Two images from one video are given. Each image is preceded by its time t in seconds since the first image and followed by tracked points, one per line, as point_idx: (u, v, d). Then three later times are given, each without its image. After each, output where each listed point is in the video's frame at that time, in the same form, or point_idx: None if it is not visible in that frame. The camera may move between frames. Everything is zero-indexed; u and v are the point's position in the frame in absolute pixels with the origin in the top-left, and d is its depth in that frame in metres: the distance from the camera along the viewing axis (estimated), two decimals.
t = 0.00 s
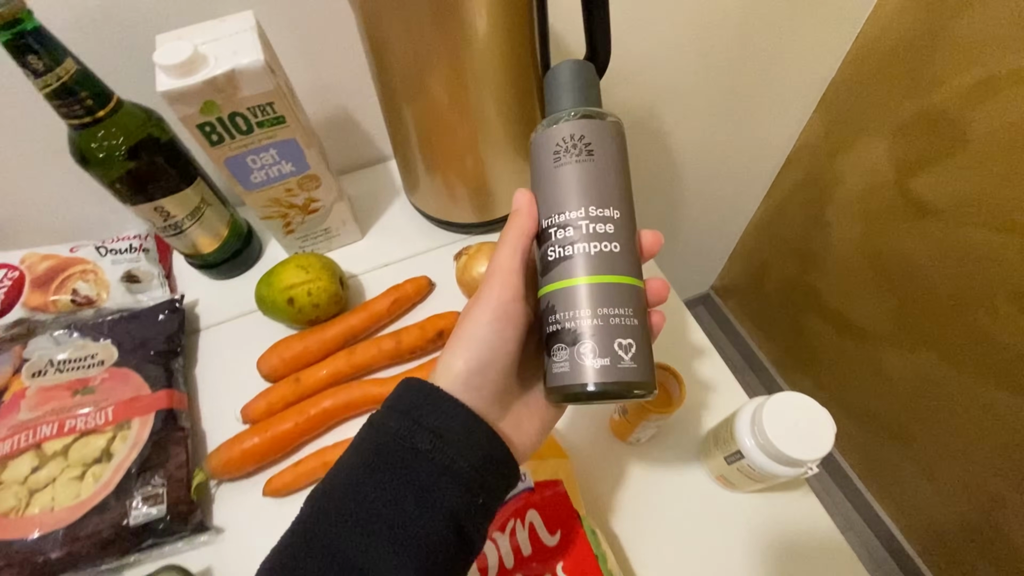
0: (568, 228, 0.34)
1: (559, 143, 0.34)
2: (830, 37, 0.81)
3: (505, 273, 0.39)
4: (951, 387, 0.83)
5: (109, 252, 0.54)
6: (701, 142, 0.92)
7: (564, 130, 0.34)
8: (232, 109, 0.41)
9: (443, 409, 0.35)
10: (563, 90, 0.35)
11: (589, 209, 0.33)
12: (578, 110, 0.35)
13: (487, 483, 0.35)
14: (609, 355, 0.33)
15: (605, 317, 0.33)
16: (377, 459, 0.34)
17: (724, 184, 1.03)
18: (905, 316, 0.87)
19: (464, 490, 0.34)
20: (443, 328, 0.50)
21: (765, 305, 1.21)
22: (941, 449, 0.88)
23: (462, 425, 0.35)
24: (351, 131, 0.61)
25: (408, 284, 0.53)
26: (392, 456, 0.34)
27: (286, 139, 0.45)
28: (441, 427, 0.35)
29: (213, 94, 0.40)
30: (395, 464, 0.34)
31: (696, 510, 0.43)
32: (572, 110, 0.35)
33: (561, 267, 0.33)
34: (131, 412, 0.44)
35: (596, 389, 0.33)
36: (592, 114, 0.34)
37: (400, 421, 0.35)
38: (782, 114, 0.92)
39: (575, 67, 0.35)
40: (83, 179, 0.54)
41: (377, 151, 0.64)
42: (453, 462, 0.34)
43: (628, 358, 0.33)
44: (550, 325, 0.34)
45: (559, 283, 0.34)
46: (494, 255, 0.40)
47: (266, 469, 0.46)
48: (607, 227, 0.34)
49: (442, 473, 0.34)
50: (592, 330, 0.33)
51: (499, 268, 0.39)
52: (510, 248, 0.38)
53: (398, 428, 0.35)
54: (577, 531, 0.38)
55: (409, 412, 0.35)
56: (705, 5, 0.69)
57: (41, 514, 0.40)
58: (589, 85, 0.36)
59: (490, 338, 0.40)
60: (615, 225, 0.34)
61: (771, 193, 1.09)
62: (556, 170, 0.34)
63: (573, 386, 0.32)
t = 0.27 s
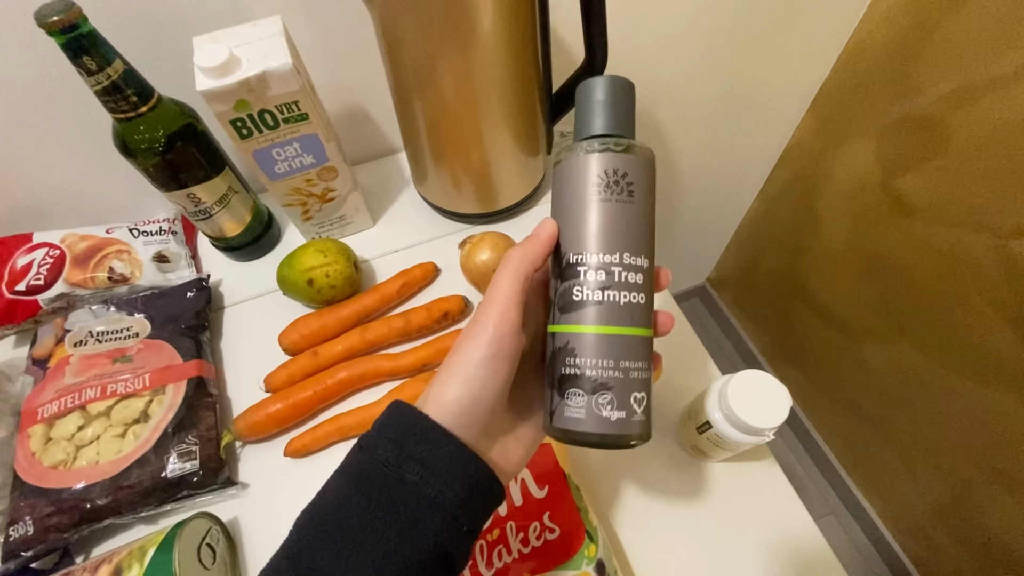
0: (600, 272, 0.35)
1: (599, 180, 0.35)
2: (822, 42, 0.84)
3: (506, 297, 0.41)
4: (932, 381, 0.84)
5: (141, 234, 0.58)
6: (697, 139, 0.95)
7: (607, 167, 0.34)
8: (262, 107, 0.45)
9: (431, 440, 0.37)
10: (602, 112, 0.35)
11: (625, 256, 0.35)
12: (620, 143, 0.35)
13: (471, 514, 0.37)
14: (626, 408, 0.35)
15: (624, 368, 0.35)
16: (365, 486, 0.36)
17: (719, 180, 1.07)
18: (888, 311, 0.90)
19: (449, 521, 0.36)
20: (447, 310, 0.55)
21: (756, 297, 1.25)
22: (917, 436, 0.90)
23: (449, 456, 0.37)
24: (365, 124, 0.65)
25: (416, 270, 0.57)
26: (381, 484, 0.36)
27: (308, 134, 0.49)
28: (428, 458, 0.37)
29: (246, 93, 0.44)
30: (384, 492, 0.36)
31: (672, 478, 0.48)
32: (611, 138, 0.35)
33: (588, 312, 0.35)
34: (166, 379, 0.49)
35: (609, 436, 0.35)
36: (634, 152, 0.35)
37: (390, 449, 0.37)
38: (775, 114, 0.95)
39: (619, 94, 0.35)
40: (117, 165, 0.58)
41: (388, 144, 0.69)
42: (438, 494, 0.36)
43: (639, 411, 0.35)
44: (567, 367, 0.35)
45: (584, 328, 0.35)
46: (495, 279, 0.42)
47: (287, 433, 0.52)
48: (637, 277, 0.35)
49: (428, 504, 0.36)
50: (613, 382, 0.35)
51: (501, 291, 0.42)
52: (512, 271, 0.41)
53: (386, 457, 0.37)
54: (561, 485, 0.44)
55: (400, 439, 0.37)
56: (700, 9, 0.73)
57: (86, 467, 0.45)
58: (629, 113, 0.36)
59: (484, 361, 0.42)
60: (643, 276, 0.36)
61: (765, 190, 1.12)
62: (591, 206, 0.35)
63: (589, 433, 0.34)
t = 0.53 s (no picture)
0: (597, 275, 0.35)
1: (603, 180, 0.35)
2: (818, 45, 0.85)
3: (501, 294, 0.42)
4: (921, 383, 0.84)
5: (146, 223, 0.60)
6: (693, 139, 0.96)
7: (611, 166, 0.34)
8: (266, 100, 0.46)
9: (427, 440, 0.38)
10: (611, 107, 0.35)
11: (624, 260, 0.35)
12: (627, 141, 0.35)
13: (465, 512, 0.38)
14: (617, 415, 0.35)
15: (617, 373, 0.35)
16: (360, 484, 0.36)
17: (715, 180, 1.08)
18: (877, 312, 0.90)
19: (443, 519, 0.37)
20: (444, 302, 0.57)
21: (751, 297, 1.26)
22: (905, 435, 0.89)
23: (444, 455, 0.38)
24: (367, 120, 0.67)
25: (414, 263, 0.59)
26: (375, 483, 0.37)
27: (311, 128, 0.51)
28: (423, 457, 0.37)
29: (250, 87, 0.45)
30: (379, 490, 0.36)
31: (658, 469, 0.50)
32: (618, 135, 0.35)
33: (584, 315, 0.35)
34: (168, 365, 0.50)
35: (598, 442, 0.35)
36: (641, 151, 0.35)
37: (386, 448, 0.37)
38: (771, 116, 0.96)
39: (629, 90, 0.35)
40: (123, 155, 0.59)
41: (389, 139, 0.70)
42: (433, 493, 0.37)
43: (630, 418, 0.36)
44: (561, 370, 0.36)
45: (579, 331, 0.35)
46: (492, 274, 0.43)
47: (287, 419, 0.53)
48: (636, 282, 0.35)
49: (423, 502, 0.36)
50: (605, 389, 0.35)
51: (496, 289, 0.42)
52: (508, 271, 0.42)
53: (381, 455, 0.37)
54: (551, 473, 0.46)
55: (394, 438, 0.38)
56: (698, 11, 0.74)
57: (91, 448, 0.46)
58: (639, 110, 0.36)
59: (481, 356, 0.43)
60: (642, 282, 0.36)
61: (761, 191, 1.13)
62: (593, 206, 0.35)
63: (578, 437, 0.35)
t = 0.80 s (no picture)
0: (590, 274, 0.36)
1: (594, 178, 0.35)
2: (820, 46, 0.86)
3: (495, 292, 0.42)
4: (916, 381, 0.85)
5: (152, 212, 0.60)
6: (695, 137, 0.97)
7: (602, 164, 0.35)
8: (275, 92, 0.47)
9: (423, 445, 0.38)
10: (601, 103, 0.35)
11: (616, 259, 0.36)
12: (617, 137, 0.35)
13: (463, 517, 0.38)
14: (612, 416, 0.36)
15: (612, 373, 0.36)
16: (356, 489, 0.37)
17: (715, 179, 1.09)
18: (872, 311, 0.91)
19: (439, 526, 0.37)
20: (447, 294, 0.58)
21: (749, 296, 1.27)
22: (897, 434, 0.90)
23: (440, 459, 0.38)
24: (372, 113, 0.67)
25: (417, 255, 0.60)
26: (371, 488, 0.37)
27: (318, 120, 0.51)
28: (419, 462, 0.37)
29: (260, 79, 0.45)
30: (375, 496, 0.37)
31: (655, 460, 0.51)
32: (609, 131, 0.36)
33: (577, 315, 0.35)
34: (175, 351, 0.51)
35: (593, 443, 0.36)
36: (632, 147, 0.35)
37: (382, 452, 0.37)
38: (772, 116, 0.97)
39: (618, 85, 0.35)
40: (131, 144, 0.60)
41: (393, 132, 0.70)
42: (429, 498, 0.37)
43: (625, 418, 0.36)
44: (555, 371, 0.36)
45: (572, 332, 0.36)
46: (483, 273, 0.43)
47: (291, 407, 0.54)
48: (629, 280, 0.36)
49: (419, 507, 0.36)
50: (599, 389, 0.36)
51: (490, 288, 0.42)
52: (501, 268, 0.42)
53: (378, 459, 0.37)
54: (551, 462, 0.48)
55: (390, 443, 0.38)
56: (701, 10, 0.75)
57: (99, 432, 0.47)
58: (630, 104, 0.36)
59: (477, 356, 0.43)
60: (636, 280, 0.36)
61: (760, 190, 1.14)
62: (584, 204, 0.36)
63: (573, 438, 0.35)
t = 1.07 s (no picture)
0: (603, 272, 0.34)
1: (609, 166, 0.33)
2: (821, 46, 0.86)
3: (494, 292, 0.41)
4: (910, 379, 0.85)
5: (155, 201, 0.60)
6: (695, 134, 0.98)
7: (618, 151, 0.33)
8: (281, 82, 0.47)
9: (416, 453, 0.37)
10: (618, 87, 0.34)
11: (630, 255, 0.34)
12: (635, 123, 0.33)
13: (456, 527, 0.37)
14: (621, 425, 0.34)
15: (623, 379, 0.34)
16: (345, 496, 0.36)
17: (714, 177, 1.09)
18: (868, 310, 0.92)
19: (432, 535, 0.36)
20: (449, 286, 0.59)
21: (746, 294, 1.28)
22: (891, 432, 0.91)
23: (433, 467, 0.37)
24: (375, 105, 0.67)
25: (419, 247, 0.60)
26: (362, 496, 0.36)
27: (323, 111, 0.51)
28: (411, 471, 0.36)
29: (265, 68, 0.46)
30: (365, 505, 0.36)
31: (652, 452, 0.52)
32: (626, 117, 0.34)
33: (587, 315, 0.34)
34: (178, 339, 0.52)
35: (602, 453, 0.34)
36: (650, 135, 0.33)
37: (373, 459, 0.36)
38: (772, 115, 0.97)
39: (637, 68, 0.33)
40: (135, 133, 0.60)
41: (396, 125, 0.71)
42: (421, 508, 0.36)
43: (636, 427, 0.34)
44: (563, 375, 0.34)
45: (581, 334, 0.34)
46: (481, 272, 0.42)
47: (292, 396, 0.55)
48: (644, 279, 0.34)
49: (411, 517, 0.35)
50: (609, 396, 0.34)
51: (487, 288, 0.41)
52: (501, 267, 0.41)
53: (369, 466, 0.36)
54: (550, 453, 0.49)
55: (382, 449, 0.37)
56: (704, 8, 0.75)
57: (103, 417, 0.47)
58: (648, 89, 0.34)
59: (473, 359, 0.41)
60: (651, 279, 0.34)
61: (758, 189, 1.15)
62: (598, 194, 0.34)
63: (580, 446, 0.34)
